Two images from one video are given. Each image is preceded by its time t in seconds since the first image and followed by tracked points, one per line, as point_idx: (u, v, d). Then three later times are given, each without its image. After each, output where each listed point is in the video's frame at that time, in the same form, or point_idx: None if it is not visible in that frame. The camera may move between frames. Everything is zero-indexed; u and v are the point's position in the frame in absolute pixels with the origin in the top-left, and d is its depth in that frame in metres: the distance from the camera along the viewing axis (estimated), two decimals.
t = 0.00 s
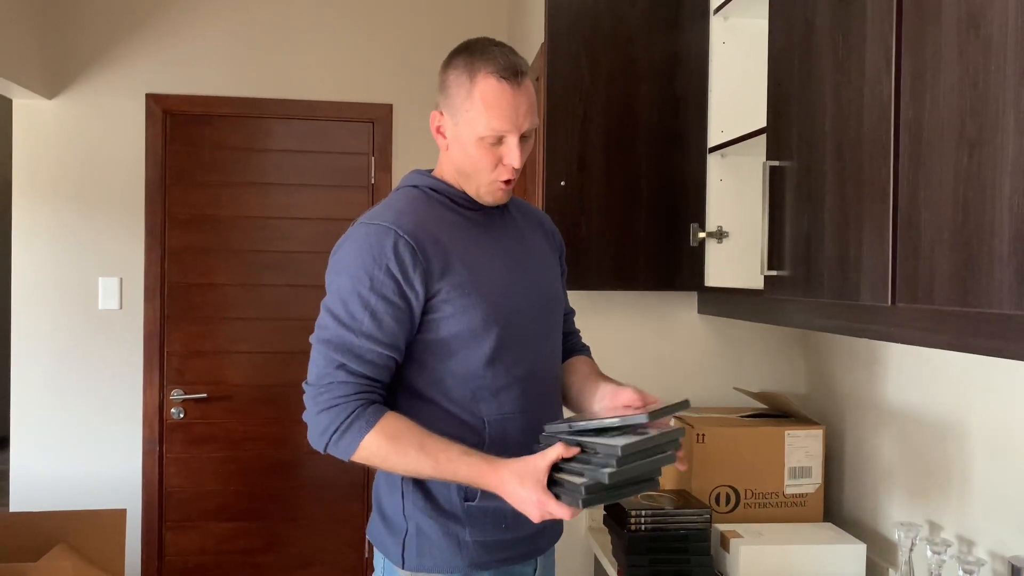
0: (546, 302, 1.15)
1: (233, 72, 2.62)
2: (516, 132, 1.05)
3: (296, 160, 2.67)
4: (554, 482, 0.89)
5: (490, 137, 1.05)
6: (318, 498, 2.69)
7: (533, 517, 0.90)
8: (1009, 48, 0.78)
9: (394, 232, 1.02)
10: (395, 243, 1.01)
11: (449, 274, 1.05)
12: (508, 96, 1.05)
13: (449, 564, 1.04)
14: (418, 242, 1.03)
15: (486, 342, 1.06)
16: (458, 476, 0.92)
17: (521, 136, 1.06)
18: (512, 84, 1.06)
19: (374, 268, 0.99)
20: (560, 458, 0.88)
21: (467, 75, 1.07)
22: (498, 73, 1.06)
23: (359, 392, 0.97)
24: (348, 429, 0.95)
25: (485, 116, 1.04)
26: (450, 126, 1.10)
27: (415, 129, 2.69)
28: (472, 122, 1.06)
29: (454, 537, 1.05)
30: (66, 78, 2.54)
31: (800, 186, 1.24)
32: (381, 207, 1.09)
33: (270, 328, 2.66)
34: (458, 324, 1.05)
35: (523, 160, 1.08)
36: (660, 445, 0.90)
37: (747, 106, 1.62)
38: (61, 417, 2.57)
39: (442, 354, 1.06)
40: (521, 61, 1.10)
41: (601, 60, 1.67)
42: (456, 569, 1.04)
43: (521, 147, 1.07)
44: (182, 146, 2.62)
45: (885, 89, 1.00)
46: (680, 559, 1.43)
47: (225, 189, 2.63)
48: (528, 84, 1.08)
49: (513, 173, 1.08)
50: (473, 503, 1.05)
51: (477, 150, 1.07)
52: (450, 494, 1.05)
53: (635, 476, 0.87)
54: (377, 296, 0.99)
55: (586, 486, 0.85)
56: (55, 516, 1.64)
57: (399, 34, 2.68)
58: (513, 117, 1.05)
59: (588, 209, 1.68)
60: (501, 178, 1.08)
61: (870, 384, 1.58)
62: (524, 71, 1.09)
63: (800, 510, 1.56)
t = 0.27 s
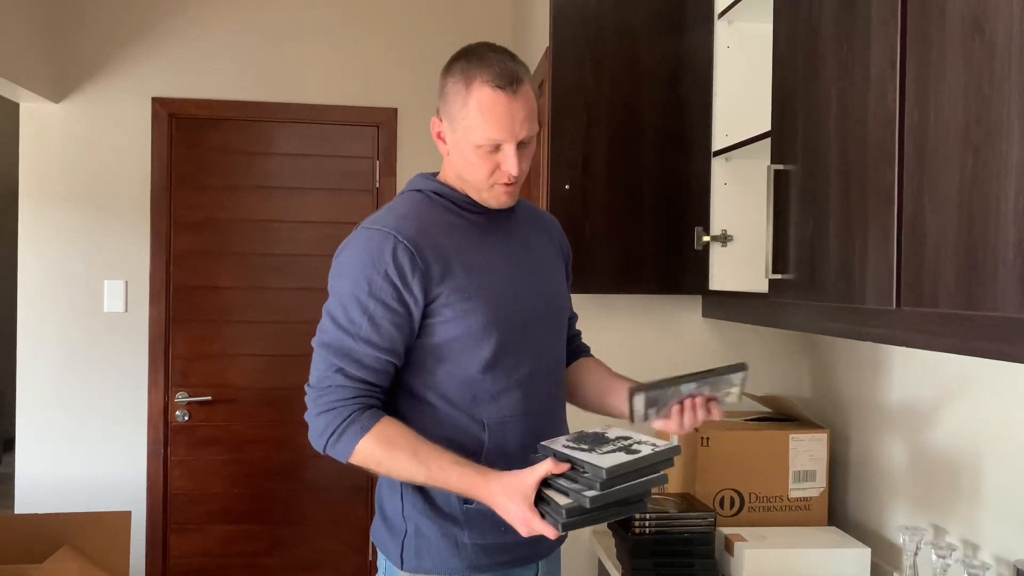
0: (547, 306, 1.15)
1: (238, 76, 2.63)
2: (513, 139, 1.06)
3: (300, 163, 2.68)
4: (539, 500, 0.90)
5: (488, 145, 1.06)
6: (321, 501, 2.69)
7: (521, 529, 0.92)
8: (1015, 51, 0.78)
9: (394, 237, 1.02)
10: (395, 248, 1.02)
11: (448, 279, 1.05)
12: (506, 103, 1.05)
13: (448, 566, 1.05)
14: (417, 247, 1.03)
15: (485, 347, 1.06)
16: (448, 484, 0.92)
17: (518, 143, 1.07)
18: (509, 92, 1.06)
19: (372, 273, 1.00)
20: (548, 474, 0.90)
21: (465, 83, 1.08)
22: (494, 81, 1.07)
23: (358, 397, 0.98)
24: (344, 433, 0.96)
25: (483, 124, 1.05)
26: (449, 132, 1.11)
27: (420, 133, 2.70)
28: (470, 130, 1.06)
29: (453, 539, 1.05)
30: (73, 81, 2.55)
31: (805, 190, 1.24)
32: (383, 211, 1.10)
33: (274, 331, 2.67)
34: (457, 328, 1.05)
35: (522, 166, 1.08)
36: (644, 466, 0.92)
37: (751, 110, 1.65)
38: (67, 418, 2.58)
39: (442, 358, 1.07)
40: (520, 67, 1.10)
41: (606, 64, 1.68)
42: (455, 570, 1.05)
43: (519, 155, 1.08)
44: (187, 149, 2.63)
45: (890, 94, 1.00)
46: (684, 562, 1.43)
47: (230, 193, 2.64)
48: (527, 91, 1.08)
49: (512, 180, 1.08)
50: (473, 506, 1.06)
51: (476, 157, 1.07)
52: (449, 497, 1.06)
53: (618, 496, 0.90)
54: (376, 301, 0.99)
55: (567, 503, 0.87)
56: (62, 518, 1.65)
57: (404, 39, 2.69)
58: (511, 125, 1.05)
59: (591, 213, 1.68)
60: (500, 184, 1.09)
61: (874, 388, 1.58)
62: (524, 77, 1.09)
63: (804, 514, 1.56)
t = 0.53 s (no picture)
0: (551, 308, 1.15)
1: (245, 80, 2.64)
2: (518, 142, 1.06)
3: (307, 166, 2.69)
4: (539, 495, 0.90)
5: (492, 147, 1.06)
6: (327, 503, 2.69)
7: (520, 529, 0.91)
8: (1022, 53, 0.78)
9: (399, 238, 1.03)
10: (399, 249, 1.02)
11: (452, 281, 1.05)
12: (511, 106, 1.05)
13: (452, 568, 1.05)
14: (422, 249, 1.04)
15: (489, 349, 1.06)
16: (448, 484, 0.91)
17: (522, 146, 1.07)
18: (513, 95, 1.06)
19: (377, 274, 1.00)
20: (549, 470, 0.90)
21: (470, 85, 1.08)
22: (500, 84, 1.07)
23: (359, 396, 0.98)
24: (344, 431, 0.95)
25: (487, 127, 1.05)
26: (454, 134, 1.11)
27: (426, 136, 2.71)
28: (475, 132, 1.07)
29: (458, 541, 1.05)
30: (81, 85, 2.57)
31: (811, 191, 1.24)
32: (388, 213, 1.10)
33: (280, 333, 2.67)
34: (461, 330, 1.06)
35: (525, 169, 1.08)
36: (642, 460, 0.94)
37: (757, 112, 1.66)
38: (75, 421, 2.59)
39: (446, 360, 1.07)
40: (525, 70, 1.10)
41: (612, 67, 1.68)
42: (460, 572, 1.05)
43: (523, 157, 1.08)
44: (194, 152, 2.64)
45: (896, 95, 1.00)
46: (690, 565, 1.43)
47: (237, 196, 2.65)
48: (532, 94, 1.08)
49: (515, 182, 1.08)
50: (478, 507, 1.06)
51: (480, 160, 1.08)
52: (453, 499, 1.06)
53: (618, 489, 0.91)
54: (379, 302, 0.99)
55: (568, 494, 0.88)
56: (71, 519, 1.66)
57: (410, 42, 2.70)
58: (515, 128, 1.05)
59: (597, 215, 1.68)
60: (504, 187, 1.09)
61: (881, 390, 1.57)
62: (529, 81, 1.09)
63: (811, 516, 1.56)
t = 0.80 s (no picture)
0: (556, 307, 1.15)
1: (250, 81, 2.65)
2: (524, 141, 1.06)
3: (312, 167, 2.69)
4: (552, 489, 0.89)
5: (498, 146, 1.06)
6: (333, 504, 2.70)
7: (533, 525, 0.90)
8: None
9: (405, 236, 1.03)
10: (406, 248, 1.02)
11: (459, 279, 1.05)
12: (517, 104, 1.05)
13: (458, 569, 1.05)
14: (429, 247, 1.04)
15: (495, 348, 1.06)
16: (458, 481, 0.92)
17: (528, 145, 1.07)
18: (520, 93, 1.06)
19: (384, 272, 1.00)
20: (560, 464, 0.90)
21: (476, 84, 1.08)
22: (506, 82, 1.07)
23: (366, 395, 0.98)
24: (352, 430, 0.95)
25: (494, 125, 1.05)
26: (459, 133, 1.11)
27: (431, 136, 2.71)
28: (481, 131, 1.06)
29: (464, 541, 1.05)
30: (87, 87, 2.58)
31: (817, 190, 1.24)
32: (394, 211, 1.10)
33: (285, 334, 2.68)
34: (467, 329, 1.06)
35: (531, 168, 1.08)
36: (653, 453, 0.94)
37: (763, 111, 1.64)
38: (81, 421, 2.60)
39: (452, 359, 1.07)
40: (531, 69, 1.10)
41: (616, 66, 1.68)
42: (465, 572, 1.05)
43: (529, 156, 1.08)
44: (200, 154, 2.65)
45: (903, 94, 1.00)
46: (696, 565, 1.43)
47: (242, 197, 2.66)
48: (537, 93, 1.08)
49: (521, 181, 1.08)
50: (483, 507, 1.06)
51: (486, 158, 1.07)
52: (459, 499, 1.06)
53: (631, 481, 0.91)
54: (386, 300, 0.99)
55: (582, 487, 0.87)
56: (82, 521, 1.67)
57: (415, 43, 2.70)
58: (522, 127, 1.05)
59: (602, 215, 1.68)
60: (509, 185, 1.09)
61: (888, 390, 1.57)
62: (534, 79, 1.09)
63: (817, 516, 1.55)
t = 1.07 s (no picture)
0: (557, 307, 1.15)
1: (253, 81, 2.65)
2: (528, 140, 1.06)
3: (315, 168, 2.70)
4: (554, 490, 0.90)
5: (503, 144, 1.06)
6: (337, 504, 2.70)
7: (534, 526, 0.91)
8: None
9: (406, 237, 1.03)
10: (407, 248, 1.02)
11: (461, 279, 1.05)
12: (521, 103, 1.06)
13: (460, 567, 1.05)
14: (431, 247, 1.04)
15: (497, 348, 1.06)
16: (460, 482, 0.92)
17: (532, 143, 1.07)
18: (524, 92, 1.06)
19: (386, 273, 1.00)
20: (563, 465, 0.90)
21: (480, 82, 1.08)
22: (511, 81, 1.07)
23: (369, 395, 0.98)
24: (356, 431, 0.96)
25: (499, 124, 1.05)
26: (463, 131, 1.11)
27: (434, 136, 2.72)
28: (486, 129, 1.06)
29: (465, 540, 1.06)
30: (91, 88, 2.58)
31: (821, 190, 1.23)
32: (395, 211, 1.10)
33: (290, 334, 2.68)
34: (469, 329, 1.06)
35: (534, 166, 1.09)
36: (657, 455, 0.94)
37: (767, 110, 1.64)
38: (86, 422, 2.61)
39: (454, 358, 1.07)
40: (533, 67, 1.11)
41: (619, 66, 1.68)
42: (467, 571, 1.05)
43: (533, 154, 1.08)
44: (203, 154, 2.65)
45: (907, 92, 0.99)
46: (700, 565, 1.43)
47: (246, 197, 2.67)
48: (541, 92, 1.09)
49: (525, 180, 1.09)
50: (485, 507, 1.06)
51: (490, 157, 1.07)
52: (460, 497, 1.06)
53: (634, 483, 0.91)
54: (388, 300, 1.00)
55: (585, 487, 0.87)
56: (85, 521, 1.68)
57: (419, 43, 2.71)
58: (526, 125, 1.06)
59: (606, 214, 1.68)
60: (513, 184, 1.09)
61: (892, 390, 1.56)
62: (537, 78, 1.10)
63: (822, 516, 1.55)
